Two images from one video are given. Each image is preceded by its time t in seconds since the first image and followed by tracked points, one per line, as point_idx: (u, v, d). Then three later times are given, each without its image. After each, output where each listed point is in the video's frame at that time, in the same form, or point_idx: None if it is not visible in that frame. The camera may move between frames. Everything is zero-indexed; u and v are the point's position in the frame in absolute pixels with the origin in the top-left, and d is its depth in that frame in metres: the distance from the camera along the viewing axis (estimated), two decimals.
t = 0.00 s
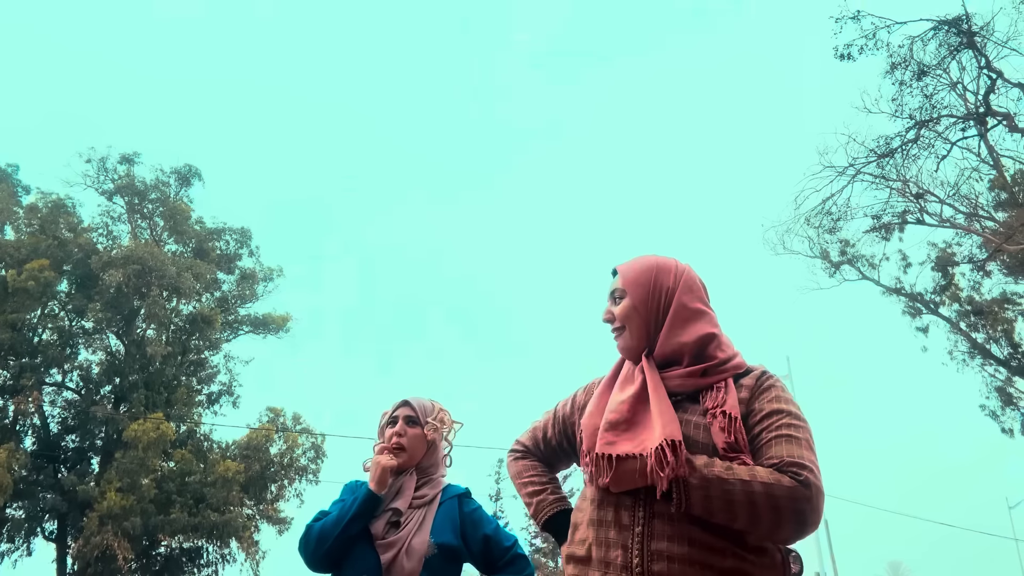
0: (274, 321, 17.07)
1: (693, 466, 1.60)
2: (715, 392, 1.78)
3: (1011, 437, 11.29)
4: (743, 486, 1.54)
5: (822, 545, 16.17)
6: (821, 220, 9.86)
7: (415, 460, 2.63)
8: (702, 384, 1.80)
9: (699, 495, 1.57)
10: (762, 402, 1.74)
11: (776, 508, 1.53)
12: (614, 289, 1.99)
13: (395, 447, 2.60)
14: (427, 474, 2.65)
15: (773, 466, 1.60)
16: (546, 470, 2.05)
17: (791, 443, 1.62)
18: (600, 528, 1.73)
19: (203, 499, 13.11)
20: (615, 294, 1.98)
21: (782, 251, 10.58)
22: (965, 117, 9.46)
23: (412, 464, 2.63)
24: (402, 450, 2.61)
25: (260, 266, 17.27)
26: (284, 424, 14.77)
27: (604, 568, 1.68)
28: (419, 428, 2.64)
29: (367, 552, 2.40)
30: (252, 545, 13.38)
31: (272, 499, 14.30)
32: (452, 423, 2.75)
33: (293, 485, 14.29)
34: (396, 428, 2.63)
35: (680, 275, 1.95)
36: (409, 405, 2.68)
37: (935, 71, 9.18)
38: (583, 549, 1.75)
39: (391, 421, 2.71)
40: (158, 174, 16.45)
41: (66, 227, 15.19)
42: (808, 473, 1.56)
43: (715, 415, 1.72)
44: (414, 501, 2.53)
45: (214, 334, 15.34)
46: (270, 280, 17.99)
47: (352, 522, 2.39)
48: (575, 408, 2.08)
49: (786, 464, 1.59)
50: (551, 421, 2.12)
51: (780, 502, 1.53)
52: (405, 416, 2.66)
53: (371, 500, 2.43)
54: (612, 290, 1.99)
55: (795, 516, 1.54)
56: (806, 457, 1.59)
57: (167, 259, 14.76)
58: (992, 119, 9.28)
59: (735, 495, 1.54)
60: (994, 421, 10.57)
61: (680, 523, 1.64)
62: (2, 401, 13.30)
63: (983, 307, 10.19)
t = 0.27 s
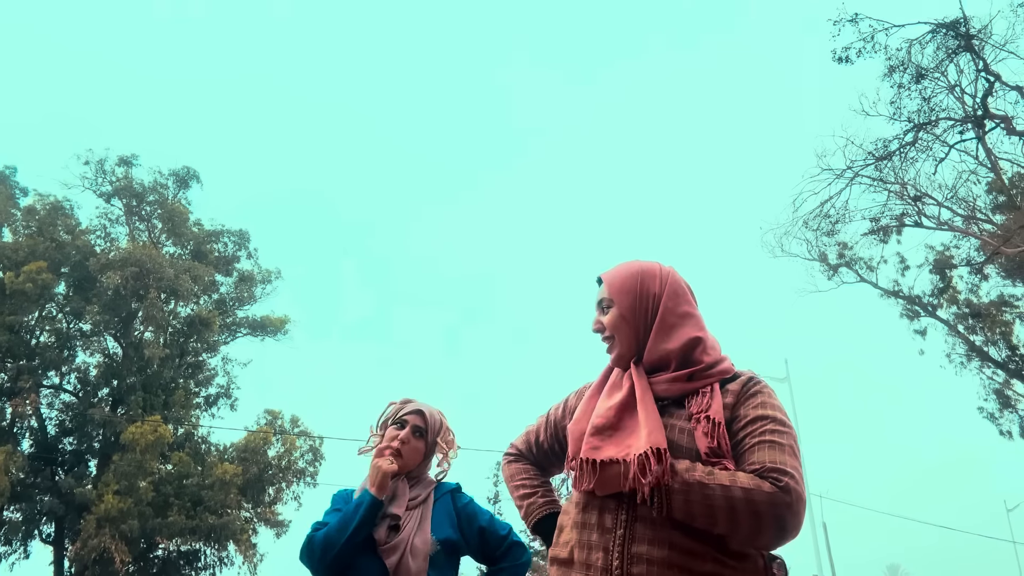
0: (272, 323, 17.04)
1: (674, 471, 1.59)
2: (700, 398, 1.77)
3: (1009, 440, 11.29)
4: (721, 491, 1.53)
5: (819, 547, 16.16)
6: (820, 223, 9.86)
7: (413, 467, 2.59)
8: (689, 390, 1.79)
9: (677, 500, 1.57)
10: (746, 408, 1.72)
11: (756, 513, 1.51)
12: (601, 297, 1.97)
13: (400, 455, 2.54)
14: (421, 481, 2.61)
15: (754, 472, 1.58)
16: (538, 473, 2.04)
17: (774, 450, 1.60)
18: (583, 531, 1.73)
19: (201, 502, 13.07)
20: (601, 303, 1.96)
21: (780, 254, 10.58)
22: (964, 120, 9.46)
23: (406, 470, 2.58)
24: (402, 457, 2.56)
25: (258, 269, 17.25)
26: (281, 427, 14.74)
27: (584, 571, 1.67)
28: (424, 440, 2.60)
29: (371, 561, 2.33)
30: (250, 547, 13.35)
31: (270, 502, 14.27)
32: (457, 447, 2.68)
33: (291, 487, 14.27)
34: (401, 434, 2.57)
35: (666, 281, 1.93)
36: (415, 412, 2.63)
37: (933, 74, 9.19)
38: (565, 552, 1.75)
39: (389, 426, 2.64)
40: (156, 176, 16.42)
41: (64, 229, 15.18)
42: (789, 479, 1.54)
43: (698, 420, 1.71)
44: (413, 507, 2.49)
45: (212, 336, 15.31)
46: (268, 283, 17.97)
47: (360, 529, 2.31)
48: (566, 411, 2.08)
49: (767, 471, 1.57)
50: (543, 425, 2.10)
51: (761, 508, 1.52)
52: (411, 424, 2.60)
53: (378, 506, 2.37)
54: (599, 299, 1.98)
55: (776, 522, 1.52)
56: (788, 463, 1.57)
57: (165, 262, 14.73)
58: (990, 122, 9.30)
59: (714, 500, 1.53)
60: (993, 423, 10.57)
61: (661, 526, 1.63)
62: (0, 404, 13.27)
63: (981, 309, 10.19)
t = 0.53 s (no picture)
0: (269, 326, 17.03)
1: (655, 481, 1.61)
2: (688, 409, 1.79)
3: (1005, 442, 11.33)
4: (701, 503, 1.56)
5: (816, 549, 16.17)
6: (816, 226, 9.90)
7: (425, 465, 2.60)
8: (678, 400, 1.81)
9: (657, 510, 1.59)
10: (734, 422, 1.74)
11: (734, 525, 1.54)
12: (606, 293, 1.97)
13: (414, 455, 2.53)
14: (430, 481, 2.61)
15: (735, 485, 1.60)
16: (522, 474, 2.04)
17: (754, 463, 1.63)
18: (565, 537, 1.75)
19: (197, 505, 13.04)
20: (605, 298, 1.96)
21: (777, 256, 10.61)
22: (960, 123, 9.51)
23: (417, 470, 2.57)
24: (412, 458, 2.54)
25: (256, 271, 17.24)
26: (279, 430, 14.73)
27: None
28: (434, 436, 2.59)
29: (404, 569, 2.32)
30: (246, 550, 13.33)
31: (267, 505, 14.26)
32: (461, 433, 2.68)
33: (288, 490, 14.26)
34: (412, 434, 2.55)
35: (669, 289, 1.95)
36: (420, 409, 2.61)
37: (930, 78, 9.23)
38: (547, 556, 1.77)
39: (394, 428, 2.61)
40: (154, 178, 16.41)
41: (61, 231, 15.17)
42: (769, 491, 1.56)
43: (685, 431, 1.74)
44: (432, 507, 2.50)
45: (209, 339, 15.30)
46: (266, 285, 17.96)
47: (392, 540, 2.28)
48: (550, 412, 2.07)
49: (748, 484, 1.59)
50: (528, 427, 2.08)
51: (740, 519, 1.54)
52: (419, 421, 2.58)
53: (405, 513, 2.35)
54: (603, 295, 1.97)
55: (754, 533, 1.55)
56: (769, 476, 1.59)
57: (162, 264, 14.72)
58: (986, 125, 9.34)
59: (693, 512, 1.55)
60: (989, 426, 10.60)
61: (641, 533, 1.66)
62: None
63: (978, 312, 10.22)
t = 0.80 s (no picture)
0: (268, 327, 17.02)
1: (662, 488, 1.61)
2: (684, 414, 1.81)
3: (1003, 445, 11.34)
4: (708, 511, 1.57)
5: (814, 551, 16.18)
6: (814, 228, 9.91)
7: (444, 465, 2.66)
8: (673, 404, 1.83)
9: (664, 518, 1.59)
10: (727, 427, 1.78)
11: (739, 534, 1.57)
12: (630, 290, 1.99)
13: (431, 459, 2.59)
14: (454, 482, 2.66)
15: (736, 491, 1.64)
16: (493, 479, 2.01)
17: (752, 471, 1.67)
18: (558, 541, 1.73)
19: (194, 506, 13.03)
20: (629, 291, 1.99)
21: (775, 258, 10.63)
22: (958, 125, 9.52)
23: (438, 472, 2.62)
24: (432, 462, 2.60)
25: (254, 272, 17.24)
26: (277, 431, 14.72)
27: None
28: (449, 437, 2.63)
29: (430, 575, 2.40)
30: (244, 552, 13.32)
31: (265, 507, 14.26)
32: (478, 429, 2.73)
33: (286, 492, 14.26)
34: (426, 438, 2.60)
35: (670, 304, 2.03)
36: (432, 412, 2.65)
37: (927, 80, 9.25)
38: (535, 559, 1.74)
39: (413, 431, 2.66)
40: (152, 179, 16.40)
41: (59, 232, 15.16)
42: (770, 498, 1.62)
43: (683, 436, 1.75)
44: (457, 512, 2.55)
45: (207, 340, 15.29)
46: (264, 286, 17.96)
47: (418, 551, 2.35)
48: (523, 414, 2.06)
49: (748, 492, 1.63)
50: (501, 428, 2.05)
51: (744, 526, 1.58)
52: (433, 423, 2.63)
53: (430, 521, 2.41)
54: (626, 291, 1.99)
55: (756, 540, 1.59)
56: (766, 484, 1.63)
57: (160, 265, 14.72)
58: (984, 128, 9.35)
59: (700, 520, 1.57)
60: (987, 428, 10.62)
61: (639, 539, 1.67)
62: None
63: (975, 314, 10.23)
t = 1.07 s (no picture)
0: (265, 328, 16.99)
1: (672, 468, 1.66)
2: (674, 403, 1.90)
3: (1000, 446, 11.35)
4: (718, 487, 1.65)
5: (811, 552, 16.20)
6: (812, 229, 9.92)
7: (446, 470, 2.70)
8: (663, 393, 1.92)
9: (678, 498, 1.64)
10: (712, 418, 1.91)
11: (749, 507, 1.65)
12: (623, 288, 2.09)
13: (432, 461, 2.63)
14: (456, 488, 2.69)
15: (739, 471, 1.74)
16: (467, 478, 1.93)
17: (744, 452, 1.80)
18: (559, 540, 1.71)
19: (191, 507, 13.00)
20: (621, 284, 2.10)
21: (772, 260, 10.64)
22: (955, 127, 9.55)
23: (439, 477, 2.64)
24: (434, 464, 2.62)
25: (252, 273, 17.22)
26: (274, 432, 14.71)
27: None
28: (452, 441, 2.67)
29: None
30: (241, 553, 13.29)
31: (262, 508, 14.24)
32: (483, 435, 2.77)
33: (283, 493, 14.24)
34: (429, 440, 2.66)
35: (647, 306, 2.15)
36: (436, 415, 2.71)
37: (925, 82, 9.27)
38: (537, 562, 1.70)
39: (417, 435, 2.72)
40: (149, 180, 16.37)
41: (56, 232, 15.12)
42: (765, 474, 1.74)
43: (679, 424, 1.83)
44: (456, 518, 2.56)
45: (205, 341, 15.27)
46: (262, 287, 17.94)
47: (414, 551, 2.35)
48: (498, 408, 2.02)
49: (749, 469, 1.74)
50: (474, 424, 1.98)
51: (751, 499, 1.67)
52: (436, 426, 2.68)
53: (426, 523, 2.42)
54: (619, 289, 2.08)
55: (761, 515, 1.68)
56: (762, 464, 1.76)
57: (158, 266, 14.70)
58: (982, 130, 9.37)
59: (712, 495, 1.64)
60: (984, 430, 10.63)
61: (644, 531, 1.71)
62: None
63: (973, 316, 10.25)
